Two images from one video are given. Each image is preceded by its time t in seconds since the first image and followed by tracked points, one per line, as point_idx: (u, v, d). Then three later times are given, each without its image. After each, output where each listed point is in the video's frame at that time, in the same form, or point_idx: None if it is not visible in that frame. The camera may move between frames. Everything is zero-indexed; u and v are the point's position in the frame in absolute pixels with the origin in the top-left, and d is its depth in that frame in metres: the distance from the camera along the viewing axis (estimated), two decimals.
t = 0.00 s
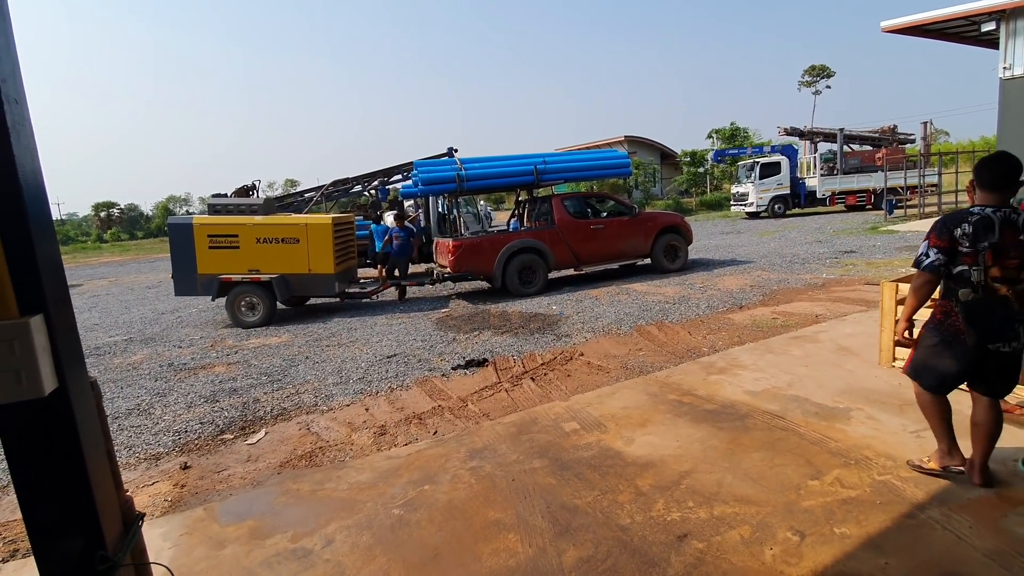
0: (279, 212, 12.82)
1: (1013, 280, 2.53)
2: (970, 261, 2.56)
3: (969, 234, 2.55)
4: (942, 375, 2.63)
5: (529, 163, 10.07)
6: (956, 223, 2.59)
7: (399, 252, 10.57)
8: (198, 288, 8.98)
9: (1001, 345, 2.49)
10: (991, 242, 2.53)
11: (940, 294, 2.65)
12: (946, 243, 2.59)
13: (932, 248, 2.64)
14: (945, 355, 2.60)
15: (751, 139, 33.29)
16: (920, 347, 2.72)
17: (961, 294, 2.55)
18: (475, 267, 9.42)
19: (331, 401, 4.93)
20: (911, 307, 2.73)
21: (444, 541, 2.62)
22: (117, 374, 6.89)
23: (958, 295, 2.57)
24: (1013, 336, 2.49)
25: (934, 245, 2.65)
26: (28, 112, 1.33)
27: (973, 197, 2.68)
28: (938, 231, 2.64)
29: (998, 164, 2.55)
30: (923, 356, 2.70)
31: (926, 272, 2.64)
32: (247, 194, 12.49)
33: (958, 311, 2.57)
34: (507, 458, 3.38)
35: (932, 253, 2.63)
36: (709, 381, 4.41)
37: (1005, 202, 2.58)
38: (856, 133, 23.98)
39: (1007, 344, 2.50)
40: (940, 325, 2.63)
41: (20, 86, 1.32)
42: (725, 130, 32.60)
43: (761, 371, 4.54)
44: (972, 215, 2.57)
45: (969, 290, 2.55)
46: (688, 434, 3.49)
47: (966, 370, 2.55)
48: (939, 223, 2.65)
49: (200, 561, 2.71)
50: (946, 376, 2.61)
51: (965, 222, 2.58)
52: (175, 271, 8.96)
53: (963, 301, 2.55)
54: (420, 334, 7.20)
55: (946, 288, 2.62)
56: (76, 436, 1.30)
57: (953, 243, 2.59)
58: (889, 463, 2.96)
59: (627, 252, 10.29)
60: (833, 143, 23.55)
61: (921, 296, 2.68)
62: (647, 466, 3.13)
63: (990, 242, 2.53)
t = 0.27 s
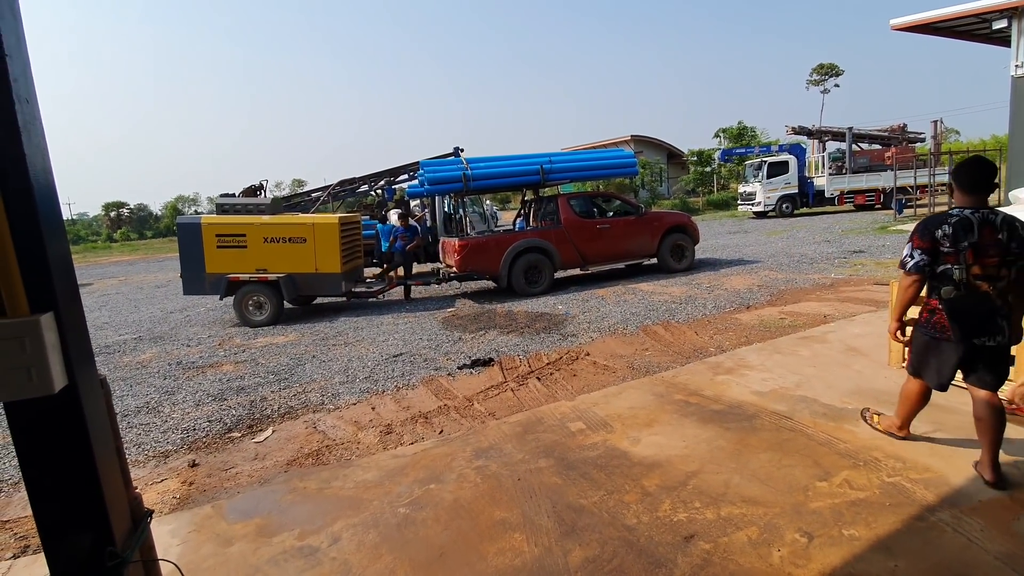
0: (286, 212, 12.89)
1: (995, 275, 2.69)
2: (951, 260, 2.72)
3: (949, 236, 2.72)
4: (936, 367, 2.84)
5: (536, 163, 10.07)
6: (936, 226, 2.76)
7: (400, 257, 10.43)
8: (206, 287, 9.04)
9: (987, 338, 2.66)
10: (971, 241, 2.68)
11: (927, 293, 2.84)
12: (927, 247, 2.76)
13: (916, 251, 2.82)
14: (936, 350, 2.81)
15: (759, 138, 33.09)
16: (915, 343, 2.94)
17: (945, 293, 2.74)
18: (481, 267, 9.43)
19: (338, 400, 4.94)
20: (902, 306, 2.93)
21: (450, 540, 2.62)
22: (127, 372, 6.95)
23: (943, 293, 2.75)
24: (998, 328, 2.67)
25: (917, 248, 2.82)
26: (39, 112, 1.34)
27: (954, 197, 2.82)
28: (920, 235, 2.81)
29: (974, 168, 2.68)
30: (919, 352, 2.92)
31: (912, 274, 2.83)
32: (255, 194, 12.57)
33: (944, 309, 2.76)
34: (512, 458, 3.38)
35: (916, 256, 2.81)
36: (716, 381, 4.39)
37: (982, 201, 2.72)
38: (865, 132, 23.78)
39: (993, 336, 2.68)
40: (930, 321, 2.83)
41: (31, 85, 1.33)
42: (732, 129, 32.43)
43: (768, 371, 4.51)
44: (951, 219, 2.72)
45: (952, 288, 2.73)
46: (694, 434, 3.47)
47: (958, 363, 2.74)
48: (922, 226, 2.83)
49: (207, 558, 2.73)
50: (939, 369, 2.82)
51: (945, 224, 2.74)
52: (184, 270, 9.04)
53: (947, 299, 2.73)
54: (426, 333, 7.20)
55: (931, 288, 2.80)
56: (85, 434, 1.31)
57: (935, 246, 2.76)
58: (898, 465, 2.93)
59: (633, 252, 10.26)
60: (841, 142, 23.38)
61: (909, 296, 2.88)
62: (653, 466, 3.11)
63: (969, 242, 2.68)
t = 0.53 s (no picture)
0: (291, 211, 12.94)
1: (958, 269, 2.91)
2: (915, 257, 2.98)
3: (912, 235, 2.97)
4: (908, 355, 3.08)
5: (540, 162, 10.05)
6: (901, 226, 3.03)
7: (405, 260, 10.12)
8: (213, 286, 9.10)
9: (951, 327, 2.89)
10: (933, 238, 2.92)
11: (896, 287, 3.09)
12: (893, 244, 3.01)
13: (883, 250, 3.09)
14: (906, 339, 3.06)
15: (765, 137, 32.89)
16: (889, 334, 3.18)
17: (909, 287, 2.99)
18: (486, 266, 9.43)
19: (343, 399, 4.96)
20: (874, 299, 3.20)
21: (454, 539, 2.63)
22: (134, 370, 7.01)
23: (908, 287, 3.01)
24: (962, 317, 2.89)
25: (884, 246, 3.09)
26: (46, 111, 1.35)
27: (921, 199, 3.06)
28: (887, 235, 3.08)
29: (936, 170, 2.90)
30: (892, 342, 3.16)
31: (879, 271, 3.09)
32: (261, 194, 12.63)
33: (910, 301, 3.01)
34: (517, 457, 3.38)
35: (883, 253, 3.08)
36: (722, 381, 4.37)
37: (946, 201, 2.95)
38: (873, 130, 23.59)
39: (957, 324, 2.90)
40: (899, 313, 3.09)
41: (38, 85, 1.34)
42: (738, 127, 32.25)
43: (774, 371, 4.49)
44: (913, 219, 2.98)
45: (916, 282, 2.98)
46: (700, 435, 3.46)
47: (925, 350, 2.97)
48: (889, 227, 3.10)
49: (213, 555, 2.74)
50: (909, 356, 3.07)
51: (909, 224, 3.00)
52: (190, 269, 9.09)
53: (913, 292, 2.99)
54: (430, 332, 7.21)
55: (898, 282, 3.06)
56: (91, 432, 1.32)
57: (900, 244, 3.03)
58: (906, 466, 2.90)
59: (638, 251, 10.22)
60: (848, 141, 23.22)
61: (879, 291, 3.15)
62: (658, 466, 3.10)
63: (931, 239, 2.92)
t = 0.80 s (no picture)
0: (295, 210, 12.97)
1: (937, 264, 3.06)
2: (896, 252, 3.12)
3: (893, 231, 3.12)
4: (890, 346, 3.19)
5: (543, 161, 10.04)
6: (883, 223, 3.17)
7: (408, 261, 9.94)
8: (217, 285, 9.13)
9: (930, 318, 3.02)
10: (914, 234, 3.06)
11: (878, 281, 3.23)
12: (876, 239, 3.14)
13: (865, 245, 3.23)
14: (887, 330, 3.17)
15: (769, 135, 32.74)
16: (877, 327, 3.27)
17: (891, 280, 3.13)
18: (489, 265, 9.44)
19: (346, 397, 4.97)
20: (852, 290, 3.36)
21: (457, 538, 2.63)
22: (139, 369, 7.04)
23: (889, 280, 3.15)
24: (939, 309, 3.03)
25: (866, 241, 3.24)
26: (49, 111, 1.36)
27: (903, 198, 3.23)
28: (869, 231, 3.23)
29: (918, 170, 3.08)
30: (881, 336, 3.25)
31: (858, 264, 3.26)
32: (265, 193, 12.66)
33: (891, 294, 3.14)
34: (520, 456, 3.37)
35: (865, 248, 3.22)
36: (726, 381, 4.35)
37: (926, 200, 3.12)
38: (878, 129, 23.45)
39: (936, 316, 3.03)
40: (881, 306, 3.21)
41: (41, 85, 1.34)
42: (742, 126, 32.14)
43: (778, 371, 4.47)
44: (895, 216, 3.12)
45: (897, 276, 3.12)
46: (703, 434, 3.45)
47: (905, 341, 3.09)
48: (871, 224, 3.25)
49: (217, 553, 2.75)
50: (890, 348, 3.18)
51: (891, 220, 3.15)
52: (195, 268, 9.13)
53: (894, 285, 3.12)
54: (433, 331, 7.22)
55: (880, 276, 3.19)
56: (94, 431, 1.32)
57: (882, 239, 3.17)
58: (911, 466, 2.88)
59: (642, 251, 10.20)
60: (853, 139, 23.11)
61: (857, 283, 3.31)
62: (661, 466, 3.10)
63: (912, 235, 3.07)
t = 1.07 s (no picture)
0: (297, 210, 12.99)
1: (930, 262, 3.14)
2: (896, 250, 3.15)
3: (895, 228, 3.14)
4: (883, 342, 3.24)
5: (544, 161, 10.02)
6: (884, 220, 3.19)
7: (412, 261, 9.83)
8: (219, 284, 9.16)
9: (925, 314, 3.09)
10: (913, 232, 3.12)
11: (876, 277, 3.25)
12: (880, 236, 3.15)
13: (866, 242, 3.23)
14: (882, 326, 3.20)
15: (772, 134, 32.64)
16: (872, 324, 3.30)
17: (890, 277, 3.16)
18: (491, 265, 9.44)
19: (348, 397, 4.97)
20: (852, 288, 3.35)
21: (458, 538, 2.62)
22: (141, 368, 7.06)
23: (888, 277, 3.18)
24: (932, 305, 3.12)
25: (868, 239, 3.24)
26: (49, 111, 1.36)
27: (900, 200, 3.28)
28: (870, 229, 3.24)
29: (918, 171, 3.15)
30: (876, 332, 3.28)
31: (861, 262, 3.24)
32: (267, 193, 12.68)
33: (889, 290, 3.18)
34: (521, 456, 3.37)
35: (866, 246, 3.23)
36: (728, 381, 4.34)
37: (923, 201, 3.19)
38: (881, 127, 23.36)
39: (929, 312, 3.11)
40: (876, 302, 3.24)
41: (41, 85, 1.35)
42: (744, 125, 32.06)
43: (780, 371, 4.45)
44: (897, 213, 3.14)
45: (896, 273, 3.16)
46: (704, 434, 3.44)
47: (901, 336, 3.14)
48: (872, 221, 3.25)
49: (219, 552, 2.76)
50: (885, 343, 3.22)
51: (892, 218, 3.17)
52: (197, 267, 9.16)
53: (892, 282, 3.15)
54: (435, 331, 7.22)
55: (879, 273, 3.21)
56: (93, 431, 1.32)
57: (883, 237, 3.18)
58: (914, 467, 2.87)
59: (643, 250, 10.18)
60: (856, 138, 23.02)
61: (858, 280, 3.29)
62: (663, 466, 3.09)
63: (912, 233, 3.12)
